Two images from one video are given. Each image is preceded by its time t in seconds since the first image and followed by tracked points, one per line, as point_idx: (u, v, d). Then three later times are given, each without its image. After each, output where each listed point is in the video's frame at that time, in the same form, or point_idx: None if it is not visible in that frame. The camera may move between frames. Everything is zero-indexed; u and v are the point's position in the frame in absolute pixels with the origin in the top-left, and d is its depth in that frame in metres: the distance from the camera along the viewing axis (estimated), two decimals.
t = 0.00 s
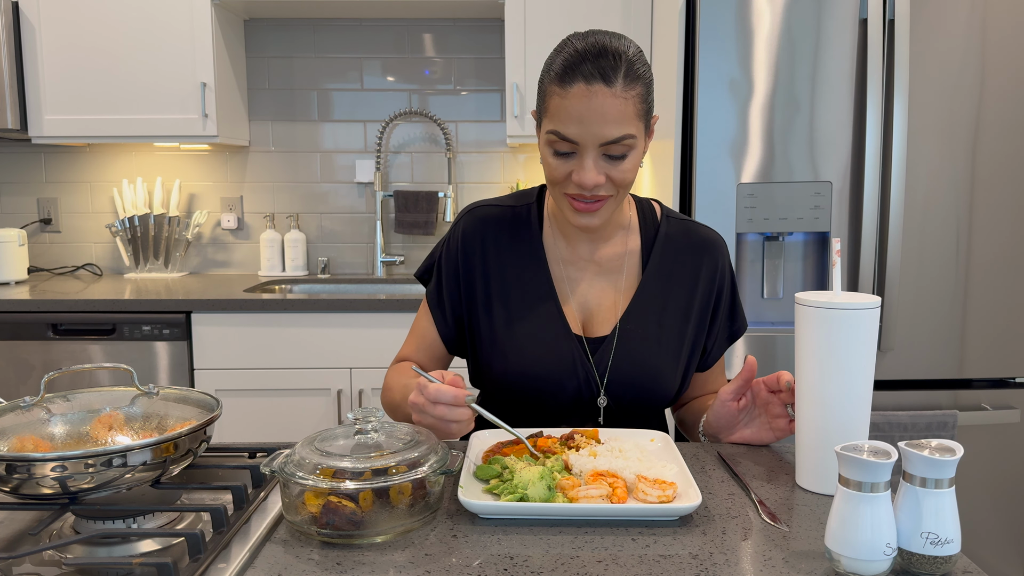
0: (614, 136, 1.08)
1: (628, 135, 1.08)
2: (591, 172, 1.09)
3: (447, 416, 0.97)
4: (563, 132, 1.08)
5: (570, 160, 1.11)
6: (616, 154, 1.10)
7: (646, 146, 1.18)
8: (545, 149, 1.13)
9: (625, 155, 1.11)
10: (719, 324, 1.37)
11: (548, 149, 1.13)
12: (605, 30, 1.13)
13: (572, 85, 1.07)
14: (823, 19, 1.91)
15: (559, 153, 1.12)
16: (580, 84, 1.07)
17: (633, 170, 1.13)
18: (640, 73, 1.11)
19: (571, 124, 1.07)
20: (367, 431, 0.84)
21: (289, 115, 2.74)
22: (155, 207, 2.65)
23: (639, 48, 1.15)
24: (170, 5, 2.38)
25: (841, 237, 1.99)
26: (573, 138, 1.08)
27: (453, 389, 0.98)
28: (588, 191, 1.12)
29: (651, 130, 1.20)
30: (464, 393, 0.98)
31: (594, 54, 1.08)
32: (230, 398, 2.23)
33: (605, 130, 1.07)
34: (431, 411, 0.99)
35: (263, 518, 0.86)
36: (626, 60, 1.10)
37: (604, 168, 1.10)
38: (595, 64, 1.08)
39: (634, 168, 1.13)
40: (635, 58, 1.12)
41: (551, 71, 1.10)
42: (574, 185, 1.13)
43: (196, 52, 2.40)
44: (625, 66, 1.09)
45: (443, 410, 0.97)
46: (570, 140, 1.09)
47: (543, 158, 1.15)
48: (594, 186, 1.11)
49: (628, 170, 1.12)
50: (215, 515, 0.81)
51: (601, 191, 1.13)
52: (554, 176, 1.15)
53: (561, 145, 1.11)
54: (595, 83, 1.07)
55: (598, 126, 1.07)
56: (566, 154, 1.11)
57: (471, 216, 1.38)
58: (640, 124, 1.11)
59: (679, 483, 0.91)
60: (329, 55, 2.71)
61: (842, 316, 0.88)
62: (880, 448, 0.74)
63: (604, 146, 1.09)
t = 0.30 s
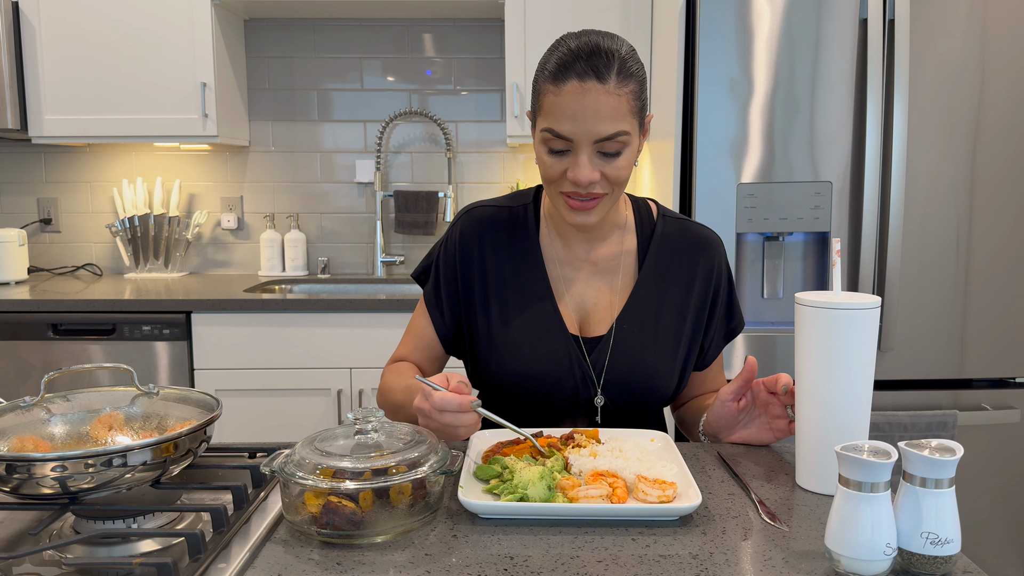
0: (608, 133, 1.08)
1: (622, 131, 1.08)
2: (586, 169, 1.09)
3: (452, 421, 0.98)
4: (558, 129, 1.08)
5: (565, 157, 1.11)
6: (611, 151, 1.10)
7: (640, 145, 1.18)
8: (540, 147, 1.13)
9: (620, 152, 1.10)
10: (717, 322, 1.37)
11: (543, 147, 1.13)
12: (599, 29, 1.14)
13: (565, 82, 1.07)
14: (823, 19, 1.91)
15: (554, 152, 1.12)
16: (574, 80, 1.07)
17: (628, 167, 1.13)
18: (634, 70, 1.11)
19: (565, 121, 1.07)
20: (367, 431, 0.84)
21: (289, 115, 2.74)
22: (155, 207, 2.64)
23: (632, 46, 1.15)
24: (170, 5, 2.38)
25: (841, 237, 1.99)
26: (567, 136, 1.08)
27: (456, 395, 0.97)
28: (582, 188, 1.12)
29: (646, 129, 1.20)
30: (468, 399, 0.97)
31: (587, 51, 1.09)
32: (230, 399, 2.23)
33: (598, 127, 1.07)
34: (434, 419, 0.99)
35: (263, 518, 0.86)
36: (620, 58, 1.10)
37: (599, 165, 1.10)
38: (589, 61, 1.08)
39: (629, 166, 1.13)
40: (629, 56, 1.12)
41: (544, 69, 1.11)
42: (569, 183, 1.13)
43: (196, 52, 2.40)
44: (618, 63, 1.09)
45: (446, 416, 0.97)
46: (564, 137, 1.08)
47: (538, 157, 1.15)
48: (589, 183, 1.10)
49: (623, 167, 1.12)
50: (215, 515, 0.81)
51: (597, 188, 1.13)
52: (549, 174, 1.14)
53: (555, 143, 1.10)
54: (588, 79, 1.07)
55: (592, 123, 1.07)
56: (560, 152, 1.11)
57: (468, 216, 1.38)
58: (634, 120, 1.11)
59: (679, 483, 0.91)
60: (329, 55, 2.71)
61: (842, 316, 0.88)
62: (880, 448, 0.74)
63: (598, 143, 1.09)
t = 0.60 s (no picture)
0: (610, 132, 1.08)
1: (625, 130, 1.08)
2: (588, 168, 1.09)
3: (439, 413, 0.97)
4: (561, 128, 1.08)
5: (568, 157, 1.11)
6: (614, 150, 1.10)
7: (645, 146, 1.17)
8: (543, 147, 1.13)
9: (623, 152, 1.10)
10: (720, 327, 1.37)
11: (546, 148, 1.13)
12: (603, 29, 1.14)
13: (568, 80, 1.07)
14: (823, 19, 1.91)
15: (557, 151, 1.12)
16: (577, 79, 1.07)
17: (631, 167, 1.12)
18: (638, 70, 1.11)
19: (568, 120, 1.07)
20: (367, 431, 0.84)
21: (289, 115, 2.74)
22: (155, 207, 2.64)
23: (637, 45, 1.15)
24: (170, 6, 2.38)
25: (841, 236, 1.99)
26: (570, 134, 1.08)
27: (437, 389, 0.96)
28: (586, 189, 1.11)
29: (651, 130, 1.20)
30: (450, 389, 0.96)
31: (591, 49, 1.09)
32: (230, 398, 2.23)
33: (601, 125, 1.07)
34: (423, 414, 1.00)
35: (263, 518, 0.86)
36: (623, 57, 1.10)
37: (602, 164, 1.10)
38: (592, 60, 1.08)
39: (634, 166, 1.13)
40: (633, 55, 1.12)
41: (548, 68, 1.11)
42: (572, 183, 1.13)
43: (196, 52, 2.40)
44: (622, 62, 1.09)
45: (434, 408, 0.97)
46: (567, 136, 1.08)
47: (542, 158, 1.15)
48: (592, 183, 1.10)
49: (627, 168, 1.12)
50: (215, 515, 0.81)
51: (600, 189, 1.12)
52: (552, 175, 1.14)
53: (559, 142, 1.10)
54: (591, 78, 1.07)
55: (595, 121, 1.07)
56: (564, 151, 1.11)
57: (473, 215, 1.38)
58: (637, 120, 1.11)
59: (679, 483, 0.91)
60: (329, 54, 2.71)
61: (842, 316, 0.88)
62: (880, 448, 0.74)
63: (601, 142, 1.09)
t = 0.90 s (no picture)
0: (612, 145, 1.05)
1: (627, 144, 1.05)
2: (588, 183, 1.06)
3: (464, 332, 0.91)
4: (561, 141, 1.06)
5: (569, 172, 1.08)
6: (616, 166, 1.06)
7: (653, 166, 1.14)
8: (545, 162, 1.10)
9: (626, 168, 1.07)
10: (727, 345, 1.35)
11: (548, 163, 1.10)
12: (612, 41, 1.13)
13: (571, 91, 1.06)
14: (823, 19, 1.91)
15: (558, 166, 1.09)
16: (580, 89, 1.05)
17: (635, 185, 1.09)
18: (646, 86, 1.09)
19: (569, 132, 1.05)
20: (367, 431, 0.84)
21: (289, 115, 2.74)
22: (155, 207, 2.65)
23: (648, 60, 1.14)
24: (171, 7, 2.38)
25: (841, 237, 1.99)
26: (570, 147, 1.06)
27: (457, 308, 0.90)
28: (586, 207, 1.08)
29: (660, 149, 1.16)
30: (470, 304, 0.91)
31: (597, 61, 1.07)
32: (230, 398, 2.23)
33: (603, 138, 1.04)
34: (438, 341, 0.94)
35: (263, 518, 0.86)
36: (630, 70, 1.08)
37: (604, 180, 1.07)
38: (597, 71, 1.07)
39: (638, 184, 1.09)
40: (640, 68, 1.10)
41: (554, 80, 1.09)
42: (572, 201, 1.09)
43: (196, 52, 2.40)
44: (628, 76, 1.07)
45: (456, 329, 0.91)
46: (568, 149, 1.06)
47: (544, 174, 1.12)
48: (592, 200, 1.07)
49: (631, 186, 1.08)
50: (215, 515, 0.81)
51: (601, 207, 1.09)
52: (553, 191, 1.11)
53: (560, 156, 1.08)
54: (594, 89, 1.05)
55: (596, 133, 1.04)
56: (564, 167, 1.09)
57: (483, 217, 1.34)
58: (642, 136, 1.08)
59: (679, 483, 0.91)
60: (329, 54, 2.71)
61: (842, 316, 0.88)
62: (880, 448, 0.74)
63: (603, 157, 1.06)
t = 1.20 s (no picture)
0: (610, 161, 1.04)
1: (626, 162, 1.04)
2: (583, 199, 1.05)
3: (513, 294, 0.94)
4: (558, 153, 1.05)
5: (564, 186, 1.07)
6: (613, 183, 1.06)
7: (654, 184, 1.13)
8: (542, 174, 1.10)
9: (623, 186, 1.06)
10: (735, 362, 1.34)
11: (544, 175, 1.10)
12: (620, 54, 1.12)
13: (572, 102, 1.05)
14: (823, 19, 1.91)
15: (554, 179, 1.08)
16: (579, 100, 1.04)
17: (630, 204, 1.08)
18: (650, 102, 1.08)
19: (565, 143, 1.04)
20: (367, 431, 0.84)
21: (289, 115, 2.74)
22: (155, 207, 2.65)
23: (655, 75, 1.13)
24: (171, 6, 2.38)
25: (841, 237, 1.99)
26: (567, 161, 1.05)
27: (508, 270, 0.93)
28: (579, 224, 1.07)
29: (663, 169, 1.15)
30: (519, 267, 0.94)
31: (601, 73, 1.07)
32: (230, 398, 2.23)
33: (600, 153, 1.03)
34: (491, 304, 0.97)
35: (263, 518, 0.86)
36: (635, 85, 1.07)
37: (598, 198, 1.06)
38: (600, 82, 1.06)
39: (633, 201, 1.08)
40: (644, 82, 1.09)
41: (556, 90, 1.09)
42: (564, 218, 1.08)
43: (196, 52, 2.40)
44: (632, 91, 1.06)
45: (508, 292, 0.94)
46: (564, 162, 1.05)
47: (539, 187, 1.11)
48: (586, 217, 1.05)
49: (624, 203, 1.07)
50: (215, 515, 0.81)
51: (594, 226, 1.08)
52: (547, 205, 1.10)
53: (556, 169, 1.07)
54: (596, 101, 1.04)
55: (593, 148, 1.03)
56: (559, 180, 1.08)
57: (486, 227, 1.32)
58: (643, 152, 1.07)
59: (679, 483, 0.91)
60: (329, 55, 2.71)
61: (842, 315, 0.88)
62: (880, 448, 0.74)
63: (599, 173, 1.05)
